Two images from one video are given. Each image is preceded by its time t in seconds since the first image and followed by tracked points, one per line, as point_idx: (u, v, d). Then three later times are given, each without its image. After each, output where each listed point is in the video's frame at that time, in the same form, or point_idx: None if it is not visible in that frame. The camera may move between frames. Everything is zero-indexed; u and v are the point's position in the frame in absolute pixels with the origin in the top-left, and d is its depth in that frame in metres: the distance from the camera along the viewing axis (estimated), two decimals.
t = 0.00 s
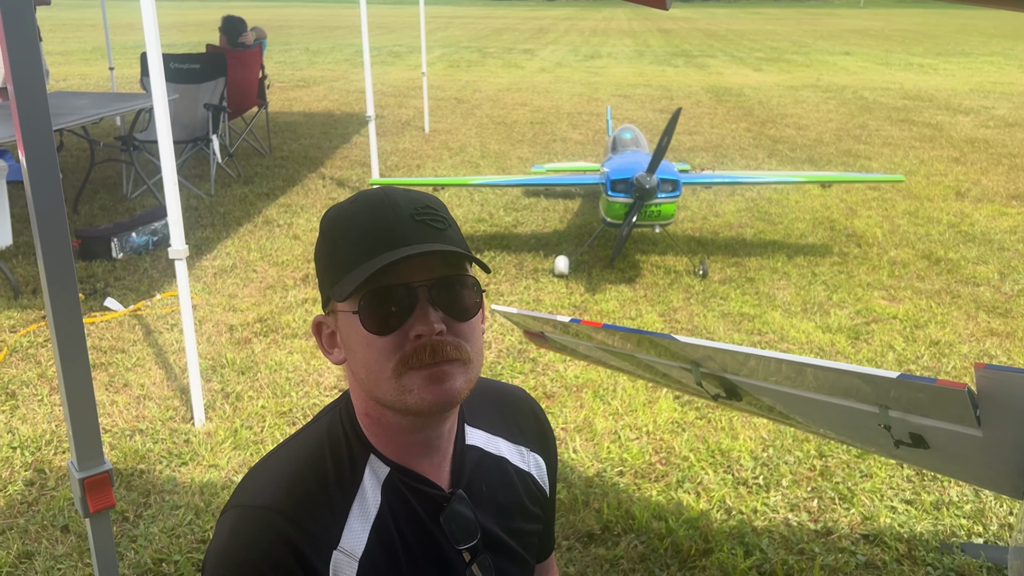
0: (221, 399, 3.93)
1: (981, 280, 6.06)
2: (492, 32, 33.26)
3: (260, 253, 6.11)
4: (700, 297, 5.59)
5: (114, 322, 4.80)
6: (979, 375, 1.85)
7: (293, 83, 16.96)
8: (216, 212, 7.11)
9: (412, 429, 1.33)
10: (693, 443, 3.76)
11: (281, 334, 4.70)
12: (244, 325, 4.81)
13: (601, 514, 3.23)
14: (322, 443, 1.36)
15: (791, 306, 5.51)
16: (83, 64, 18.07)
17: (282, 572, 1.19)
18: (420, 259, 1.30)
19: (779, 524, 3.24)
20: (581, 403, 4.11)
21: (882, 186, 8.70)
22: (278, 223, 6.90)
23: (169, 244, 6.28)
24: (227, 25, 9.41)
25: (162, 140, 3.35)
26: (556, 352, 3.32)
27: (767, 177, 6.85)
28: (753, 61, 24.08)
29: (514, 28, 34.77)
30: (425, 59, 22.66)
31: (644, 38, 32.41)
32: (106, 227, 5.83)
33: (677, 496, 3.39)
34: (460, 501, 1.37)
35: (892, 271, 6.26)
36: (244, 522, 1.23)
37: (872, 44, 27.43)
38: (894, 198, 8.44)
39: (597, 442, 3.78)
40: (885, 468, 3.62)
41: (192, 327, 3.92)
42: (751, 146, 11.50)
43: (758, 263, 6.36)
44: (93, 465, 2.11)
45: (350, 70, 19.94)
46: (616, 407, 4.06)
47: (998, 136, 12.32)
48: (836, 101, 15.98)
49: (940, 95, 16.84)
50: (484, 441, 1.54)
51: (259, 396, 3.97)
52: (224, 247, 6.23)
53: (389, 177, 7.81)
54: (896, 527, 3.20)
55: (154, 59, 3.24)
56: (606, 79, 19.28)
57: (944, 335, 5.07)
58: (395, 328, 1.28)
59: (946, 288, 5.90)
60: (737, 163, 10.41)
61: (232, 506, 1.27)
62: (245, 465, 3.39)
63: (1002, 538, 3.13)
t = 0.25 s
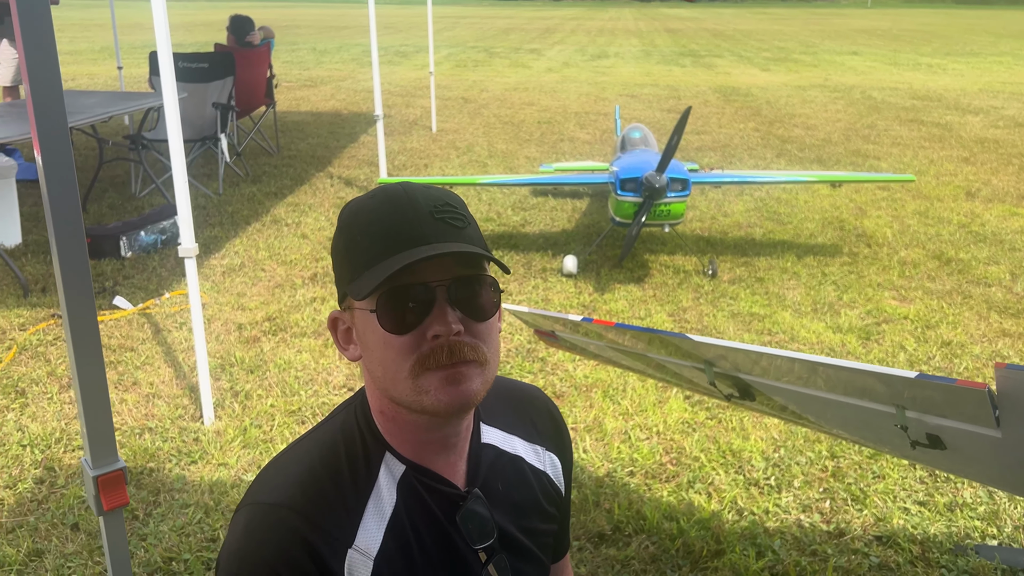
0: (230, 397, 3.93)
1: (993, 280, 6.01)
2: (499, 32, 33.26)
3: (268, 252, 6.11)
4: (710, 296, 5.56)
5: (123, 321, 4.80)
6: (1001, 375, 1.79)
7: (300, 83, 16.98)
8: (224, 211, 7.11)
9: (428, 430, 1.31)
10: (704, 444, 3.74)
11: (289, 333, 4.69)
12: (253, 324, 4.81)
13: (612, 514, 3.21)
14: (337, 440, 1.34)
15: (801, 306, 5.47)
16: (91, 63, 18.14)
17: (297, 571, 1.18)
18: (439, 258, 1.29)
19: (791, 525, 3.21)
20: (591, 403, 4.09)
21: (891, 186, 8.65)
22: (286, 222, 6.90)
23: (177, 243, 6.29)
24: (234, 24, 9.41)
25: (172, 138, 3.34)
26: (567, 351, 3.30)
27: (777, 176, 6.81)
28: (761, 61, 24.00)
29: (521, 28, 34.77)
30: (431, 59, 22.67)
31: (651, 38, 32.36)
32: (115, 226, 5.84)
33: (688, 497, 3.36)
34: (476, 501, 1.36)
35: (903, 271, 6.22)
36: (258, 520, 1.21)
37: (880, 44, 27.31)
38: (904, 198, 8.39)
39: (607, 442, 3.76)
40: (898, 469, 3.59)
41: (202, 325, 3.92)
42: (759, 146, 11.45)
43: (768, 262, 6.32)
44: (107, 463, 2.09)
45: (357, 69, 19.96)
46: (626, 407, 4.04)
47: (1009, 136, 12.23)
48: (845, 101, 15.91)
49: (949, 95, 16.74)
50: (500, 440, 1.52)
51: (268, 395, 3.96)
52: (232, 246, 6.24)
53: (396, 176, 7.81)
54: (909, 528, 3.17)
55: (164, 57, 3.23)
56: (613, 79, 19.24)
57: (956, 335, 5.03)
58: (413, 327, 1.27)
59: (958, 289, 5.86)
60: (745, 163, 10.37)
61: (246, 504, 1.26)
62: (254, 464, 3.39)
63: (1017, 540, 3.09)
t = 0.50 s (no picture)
0: (241, 399, 3.94)
1: (1003, 283, 5.98)
2: (505, 32, 33.27)
3: (277, 254, 6.12)
4: (719, 299, 5.56)
5: (133, 322, 4.81)
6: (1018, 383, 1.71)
7: (307, 84, 17.01)
8: (232, 212, 7.13)
9: (451, 437, 1.31)
10: (714, 447, 3.73)
11: (299, 334, 4.70)
12: (262, 325, 4.82)
13: (623, 517, 3.21)
14: (359, 447, 1.34)
15: (810, 308, 5.46)
16: (99, 64, 18.21)
17: None
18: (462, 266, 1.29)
19: (803, 529, 3.20)
20: (601, 406, 4.09)
21: (900, 187, 8.62)
22: (294, 223, 6.92)
23: (186, 244, 6.30)
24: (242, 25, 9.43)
25: (185, 141, 3.35)
26: (579, 355, 3.30)
27: (785, 178, 6.80)
28: (767, 61, 23.96)
29: (526, 28, 34.79)
30: (438, 59, 22.69)
31: (657, 38, 32.33)
32: (125, 227, 5.86)
33: (700, 500, 3.36)
34: (498, 507, 1.35)
35: (912, 273, 6.20)
36: (283, 527, 1.21)
37: (886, 44, 27.23)
38: (912, 200, 8.36)
39: (618, 445, 3.76)
40: (909, 473, 3.57)
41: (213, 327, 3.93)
42: (766, 147, 11.43)
43: (777, 264, 6.31)
44: (131, 469, 2.10)
45: (363, 69, 19.99)
46: (636, 410, 4.03)
47: (1017, 137, 12.18)
48: (852, 102, 15.86)
49: (956, 96, 16.69)
50: (520, 446, 1.52)
51: (279, 396, 3.97)
52: (241, 247, 6.25)
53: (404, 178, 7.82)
54: (921, 532, 3.16)
55: (177, 61, 3.24)
56: (619, 79, 19.23)
57: (966, 338, 5.01)
58: (436, 336, 1.27)
59: (967, 291, 5.84)
60: (752, 164, 10.35)
61: (270, 511, 1.26)
62: (266, 466, 3.39)
63: None
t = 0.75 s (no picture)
0: (257, 398, 3.94)
1: (1016, 283, 5.96)
2: (510, 32, 33.28)
3: (288, 253, 6.12)
4: (731, 298, 5.54)
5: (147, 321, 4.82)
6: None
7: (313, 84, 17.03)
8: (243, 212, 7.14)
9: (491, 436, 1.31)
10: (731, 446, 3.72)
11: (313, 334, 4.71)
12: (276, 324, 4.82)
13: (642, 517, 3.20)
14: (398, 443, 1.34)
15: (823, 308, 5.45)
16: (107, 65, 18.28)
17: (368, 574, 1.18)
18: (503, 265, 1.28)
19: (823, 529, 3.19)
20: (616, 406, 4.08)
21: (910, 187, 8.59)
22: (305, 223, 6.92)
23: (198, 244, 6.31)
24: (251, 25, 9.45)
25: (203, 141, 3.35)
26: (598, 354, 3.30)
27: (796, 178, 6.78)
28: (773, 61, 23.92)
29: (532, 29, 34.79)
30: (443, 59, 22.70)
31: (662, 38, 32.29)
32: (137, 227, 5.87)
33: (718, 500, 3.35)
34: (537, 503, 1.35)
35: (924, 273, 6.17)
36: (326, 523, 1.21)
37: (893, 44, 27.15)
38: (922, 199, 8.33)
39: (635, 445, 3.75)
40: (928, 472, 3.56)
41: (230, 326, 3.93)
42: (774, 147, 11.40)
43: (788, 264, 6.30)
44: (171, 467, 2.11)
45: (369, 69, 20.01)
46: (652, 409, 4.02)
47: None
48: (859, 102, 15.82)
49: (964, 95, 16.63)
50: (556, 443, 1.52)
51: (295, 396, 3.97)
52: (253, 247, 6.26)
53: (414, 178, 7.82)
54: (941, 533, 3.14)
55: (196, 60, 3.24)
56: (626, 79, 19.21)
57: (980, 338, 4.99)
58: (478, 334, 1.26)
59: (981, 291, 5.81)
60: (761, 164, 10.33)
61: (312, 507, 1.26)
62: (284, 465, 3.39)
63: None
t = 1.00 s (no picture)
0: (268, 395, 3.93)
1: None
2: (512, 32, 33.29)
3: (295, 251, 6.12)
4: (740, 296, 5.53)
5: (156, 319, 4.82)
6: None
7: (317, 83, 17.04)
8: (249, 210, 7.14)
9: (520, 425, 1.31)
10: (744, 443, 3.71)
11: (322, 331, 4.70)
12: (285, 322, 4.82)
13: (655, 513, 3.19)
14: (425, 434, 1.33)
15: (832, 306, 5.43)
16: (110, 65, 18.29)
17: (398, 563, 1.17)
18: (534, 254, 1.27)
19: (837, 525, 3.18)
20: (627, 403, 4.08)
21: (916, 185, 8.58)
22: (312, 221, 6.92)
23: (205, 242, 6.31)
24: (256, 24, 9.46)
25: (215, 136, 3.35)
26: (610, 350, 3.29)
27: (804, 175, 6.76)
28: (776, 60, 23.90)
29: (534, 29, 34.80)
30: (447, 59, 22.70)
31: (664, 37, 32.28)
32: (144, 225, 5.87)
33: (731, 496, 3.34)
34: (564, 493, 1.34)
35: (933, 271, 6.15)
36: (355, 512, 1.20)
37: (896, 43, 27.12)
38: (929, 197, 8.31)
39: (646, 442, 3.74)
40: (941, 469, 3.54)
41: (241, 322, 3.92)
42: (779, 146, 11.39)
43: (796, 262, 6.28)
44: (197, 457, 2.11)
45: (372, 69, 20.02)
46: (663, 406, 4.01)
47: None
48: (863, 100, 15.81)
49: (968, 94, 16.60)
50: (580, 434, 1.51)
51: (305, 392, 3.96)
52: (260, 245, 6.25)
53: (419, 176, 7.82)
54: (956, 528, 3.12)
55: (208, 56, 3.24)
56: (629, 78, 19.20)
57: (990, 335, 4.97)
58: (509, 323, 1.26)
59: (990, 289, 5.80)
60: (767, 162, 10.31)
61: (340, 498, 1.25)
62: (296, 461, 3.39)
63: None
